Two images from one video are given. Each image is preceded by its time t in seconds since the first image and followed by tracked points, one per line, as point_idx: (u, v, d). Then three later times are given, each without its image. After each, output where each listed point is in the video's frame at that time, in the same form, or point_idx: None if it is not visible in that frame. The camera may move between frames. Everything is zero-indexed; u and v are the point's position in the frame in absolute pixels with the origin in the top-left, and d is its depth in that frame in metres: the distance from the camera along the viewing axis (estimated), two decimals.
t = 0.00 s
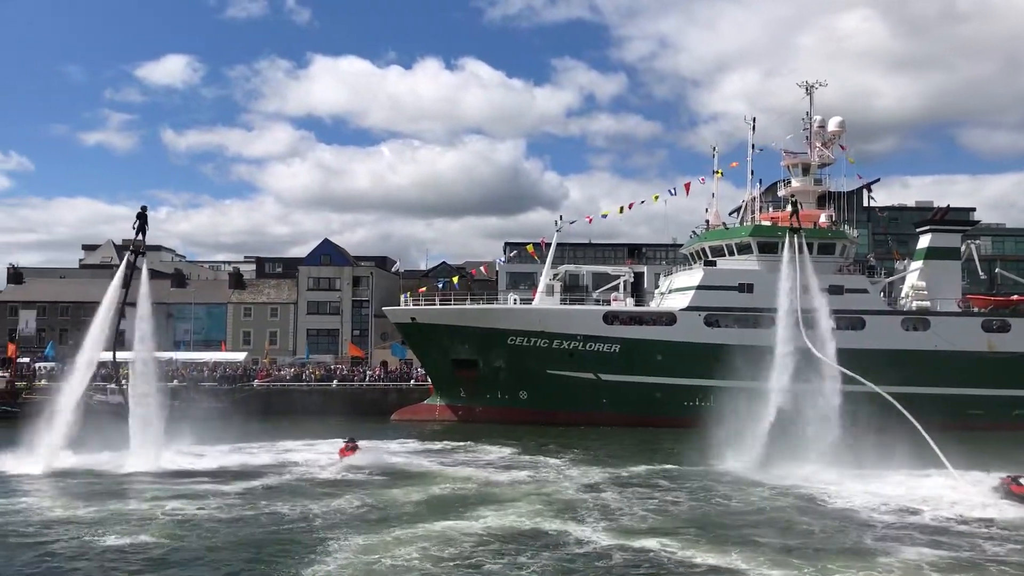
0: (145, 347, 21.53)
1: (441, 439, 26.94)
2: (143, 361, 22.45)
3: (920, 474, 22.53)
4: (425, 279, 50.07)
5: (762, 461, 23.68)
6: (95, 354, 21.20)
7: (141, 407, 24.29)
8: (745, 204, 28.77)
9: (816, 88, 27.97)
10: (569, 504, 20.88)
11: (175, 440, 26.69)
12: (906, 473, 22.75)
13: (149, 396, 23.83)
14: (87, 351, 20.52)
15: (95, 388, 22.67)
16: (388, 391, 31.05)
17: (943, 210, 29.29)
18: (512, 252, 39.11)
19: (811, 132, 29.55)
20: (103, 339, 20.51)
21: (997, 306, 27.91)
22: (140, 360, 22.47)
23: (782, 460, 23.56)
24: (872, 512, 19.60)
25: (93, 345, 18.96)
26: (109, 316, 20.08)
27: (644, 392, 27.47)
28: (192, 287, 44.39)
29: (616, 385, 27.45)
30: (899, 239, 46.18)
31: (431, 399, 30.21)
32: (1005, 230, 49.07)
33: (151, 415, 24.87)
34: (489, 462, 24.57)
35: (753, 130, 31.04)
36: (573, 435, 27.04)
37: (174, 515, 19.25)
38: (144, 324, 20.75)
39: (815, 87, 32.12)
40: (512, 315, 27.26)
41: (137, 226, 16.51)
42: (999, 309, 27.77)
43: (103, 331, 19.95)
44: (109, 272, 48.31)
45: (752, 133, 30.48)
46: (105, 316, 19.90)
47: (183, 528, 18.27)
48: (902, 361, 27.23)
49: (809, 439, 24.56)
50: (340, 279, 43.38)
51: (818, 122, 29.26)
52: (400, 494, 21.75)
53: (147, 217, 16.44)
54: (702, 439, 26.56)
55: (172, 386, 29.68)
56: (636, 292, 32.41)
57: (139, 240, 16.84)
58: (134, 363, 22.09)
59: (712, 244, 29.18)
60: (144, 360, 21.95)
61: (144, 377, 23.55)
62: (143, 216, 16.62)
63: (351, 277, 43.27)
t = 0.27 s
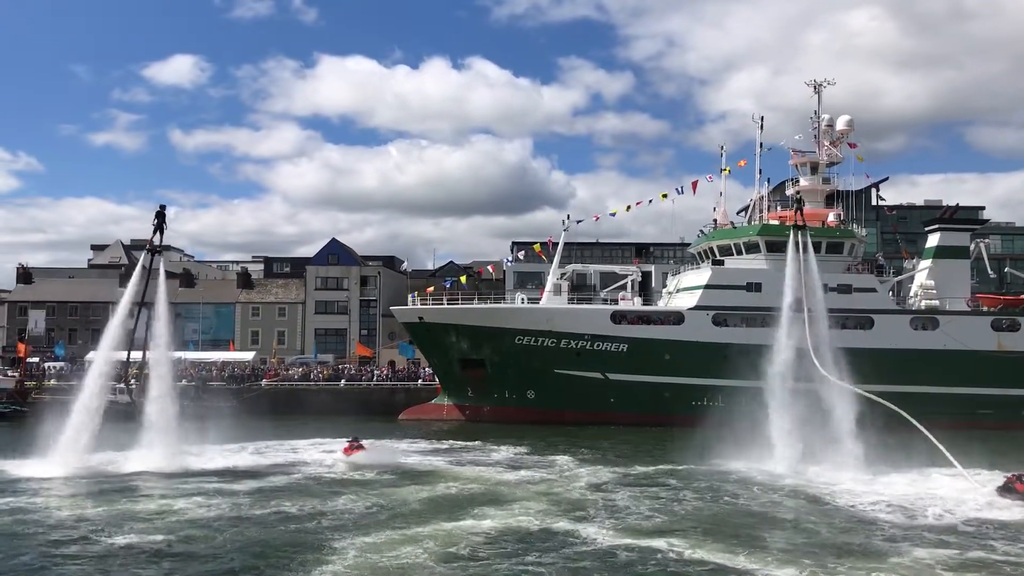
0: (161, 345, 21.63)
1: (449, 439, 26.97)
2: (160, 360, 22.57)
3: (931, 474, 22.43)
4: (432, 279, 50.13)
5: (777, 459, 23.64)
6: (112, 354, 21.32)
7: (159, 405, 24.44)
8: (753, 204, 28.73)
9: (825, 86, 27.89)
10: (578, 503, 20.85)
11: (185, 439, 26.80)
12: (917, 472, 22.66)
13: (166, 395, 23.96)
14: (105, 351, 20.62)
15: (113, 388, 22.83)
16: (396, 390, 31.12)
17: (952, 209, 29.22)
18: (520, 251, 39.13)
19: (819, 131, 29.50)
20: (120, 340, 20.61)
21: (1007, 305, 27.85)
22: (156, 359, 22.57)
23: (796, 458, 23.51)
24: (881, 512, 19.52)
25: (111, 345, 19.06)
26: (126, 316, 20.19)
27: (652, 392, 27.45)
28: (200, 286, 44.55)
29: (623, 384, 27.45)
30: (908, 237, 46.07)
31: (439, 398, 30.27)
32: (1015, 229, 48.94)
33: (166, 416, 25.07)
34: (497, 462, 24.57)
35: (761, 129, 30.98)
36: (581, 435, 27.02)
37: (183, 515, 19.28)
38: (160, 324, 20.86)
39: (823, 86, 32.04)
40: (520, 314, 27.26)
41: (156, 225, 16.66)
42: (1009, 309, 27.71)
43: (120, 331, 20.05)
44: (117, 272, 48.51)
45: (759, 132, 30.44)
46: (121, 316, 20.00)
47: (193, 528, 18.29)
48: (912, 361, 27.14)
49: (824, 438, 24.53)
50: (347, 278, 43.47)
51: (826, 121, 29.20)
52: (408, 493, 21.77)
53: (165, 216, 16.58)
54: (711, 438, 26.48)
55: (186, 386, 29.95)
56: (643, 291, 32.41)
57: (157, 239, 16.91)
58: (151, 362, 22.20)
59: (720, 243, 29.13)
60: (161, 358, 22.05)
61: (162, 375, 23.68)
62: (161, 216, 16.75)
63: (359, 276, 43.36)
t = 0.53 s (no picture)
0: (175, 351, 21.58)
1: (453, 437, 26.98)
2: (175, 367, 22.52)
3: (935, 474, 22.36)
4: (436, 278, 50.17)
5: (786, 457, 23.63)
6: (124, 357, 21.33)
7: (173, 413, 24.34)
8: (757, 203, 28.69)
9: (829, 85, 27.86)
10: (581, 503, 20.82)
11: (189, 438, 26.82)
12: (921, 472, 22.60)
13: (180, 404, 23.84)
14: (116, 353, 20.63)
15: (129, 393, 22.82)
16: (399, 389, 31.14)
17: (956, 208, 29.21)
18: (523, 250, 39.14)
19: (823, 130, 29.47)
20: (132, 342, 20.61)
21: (1011, 304, 27.85)
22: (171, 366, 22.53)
23: (806, 458, 23.47)
24: (883, 512, 19.47)
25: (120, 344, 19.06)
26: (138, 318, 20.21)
27: (656, 391, 27.42)
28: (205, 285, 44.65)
29: (627, 384, 27.42)
30: (912, 237, 46.00)
31: (442, 397, 30.28)
32: (1020, 229, 48.86)
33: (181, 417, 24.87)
34: (500, 461, 24.55)
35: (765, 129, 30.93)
36: (585, 434, 26.99)
37: (186, 513, 19.27)
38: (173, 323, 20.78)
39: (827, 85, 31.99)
40: (523, 313, 27.25)
41: (171, 220, 16.75)
42: (1014, 308, 27.72)
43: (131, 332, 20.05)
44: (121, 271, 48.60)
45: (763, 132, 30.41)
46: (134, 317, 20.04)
47: (195, 526, 18.28)
48: (916, 360, 27.07)
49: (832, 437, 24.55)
50: (351, 277, 43.55)
51: (830, 120, 29.17)
52: (411, 492, 21.77)
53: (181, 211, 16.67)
54: (715, 438, 26.43)
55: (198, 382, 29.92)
56: (647, 291, 32.40)
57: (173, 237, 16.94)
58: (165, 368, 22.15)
59: (724, 242, 29.08)
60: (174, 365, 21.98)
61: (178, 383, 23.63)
62: (177, 213, 16.85)
63: (362, 275, 43.46)
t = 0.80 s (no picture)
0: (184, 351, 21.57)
1: (452, 435, 27.02)
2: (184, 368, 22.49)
3: (935, 474, 22.36)
4: (436, 276, 50.18)
5: (789, 458, 23.59)
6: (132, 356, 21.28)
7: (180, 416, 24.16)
8: (758, 202, 28.68)
9: (829, 84, 27.85)
10: (581, 502, 20.81)
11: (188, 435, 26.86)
12: (921, 472, 22.60)
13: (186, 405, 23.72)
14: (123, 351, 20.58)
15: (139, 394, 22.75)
16: (400, 387, 31.16)
17: (956, 208, 29.21)
18: (524, 249, 39.15)
19: (824, 129, 29.47)
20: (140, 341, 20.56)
21: (1011, 304, 27.80)
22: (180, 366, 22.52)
23: (808, 457, 23.46)
24: (881, 511, 19.47)
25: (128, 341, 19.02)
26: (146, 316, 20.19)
27: (656, 390, 27.43)
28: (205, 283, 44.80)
29: (627, 382, 27.43)
30: (913, 236, 46.04)
31: (443, 395, 30.31)
32: (1020, 228, 48.91)
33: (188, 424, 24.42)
34: (500, 459, 24.57)
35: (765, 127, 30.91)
36: (585, 432, 27.00)
37: (183, 511, 19.24)
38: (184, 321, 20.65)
39: (828, 84, 31.98)
40: (523, 311, 27.26)
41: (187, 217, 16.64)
42: (1014, 308, 27.68)
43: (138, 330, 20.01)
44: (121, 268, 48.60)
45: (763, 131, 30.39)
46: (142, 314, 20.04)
47: (193, 524, 18.27)
48: (917, 360, 27.09)
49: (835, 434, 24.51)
50: (351, 275, 43.53)
51: (831, 119, 29.18)
52: (409, 490, 21.78)
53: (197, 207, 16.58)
54: (715, 436, 26.44)
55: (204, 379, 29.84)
56: (647, 289, 32.41)
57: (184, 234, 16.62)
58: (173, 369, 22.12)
59: (724, 241, 29.06)
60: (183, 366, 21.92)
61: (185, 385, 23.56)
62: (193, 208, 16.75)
63: (362, 273, 43.45)
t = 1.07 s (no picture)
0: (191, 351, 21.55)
1: (450, 434, 27.09)
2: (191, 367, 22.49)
3: (931, 474, 22.40)
4: (434, 275, 50.22)
5: (786, 457, 23.63)
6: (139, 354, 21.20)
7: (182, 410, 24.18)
8: (756, 201, 28.71)
9: (827, 85, 27.87)
10: (578, 501, 20.85)
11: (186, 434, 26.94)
12: (917, 471, 22.62)
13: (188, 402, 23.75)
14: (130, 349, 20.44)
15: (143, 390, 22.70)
16: (397, 386, 31.19)
17: (953, 208, 29.22)
18: (522, 248, 39.19)
19: (822, 129, 29.50)
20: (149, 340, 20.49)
21: (1008, 304, 27.60)
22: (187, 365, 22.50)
23: (804, 457, 23.51)
24: (878, 511, 19.52)
25: (139, 345, 18.95)
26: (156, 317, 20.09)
27: (653, 389, 27.46)
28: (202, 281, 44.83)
29: (624, 381, 27.46)
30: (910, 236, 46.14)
31: (440, 394, 30.36)
32: (1017, 228, 49.05)
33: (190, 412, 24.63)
34: (497, 458, 24.58)
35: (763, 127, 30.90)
36: (583, 431, 27.04)
37: (180, 510, 19.24)
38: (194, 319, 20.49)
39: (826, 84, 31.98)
40: (521, 310, 27.27)
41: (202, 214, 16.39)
42: (1011, 308, 27.52)
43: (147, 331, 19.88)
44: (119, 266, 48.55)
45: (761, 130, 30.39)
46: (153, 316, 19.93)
47: (190, 522, 18.27)
48: (913, 359, 27.14)
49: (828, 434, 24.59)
50: (349, 274, 43.54)
51: (829, 119, 29.21)
52: (407, 489, 21.81)
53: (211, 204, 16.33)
54: (712, 436, 26.46)
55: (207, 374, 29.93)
56: (645, 288, 32.45)
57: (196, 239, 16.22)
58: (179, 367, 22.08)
59: (721, 240, 29.08)
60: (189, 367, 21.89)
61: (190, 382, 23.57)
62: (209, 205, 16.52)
63: (360, 272, 43.45)
